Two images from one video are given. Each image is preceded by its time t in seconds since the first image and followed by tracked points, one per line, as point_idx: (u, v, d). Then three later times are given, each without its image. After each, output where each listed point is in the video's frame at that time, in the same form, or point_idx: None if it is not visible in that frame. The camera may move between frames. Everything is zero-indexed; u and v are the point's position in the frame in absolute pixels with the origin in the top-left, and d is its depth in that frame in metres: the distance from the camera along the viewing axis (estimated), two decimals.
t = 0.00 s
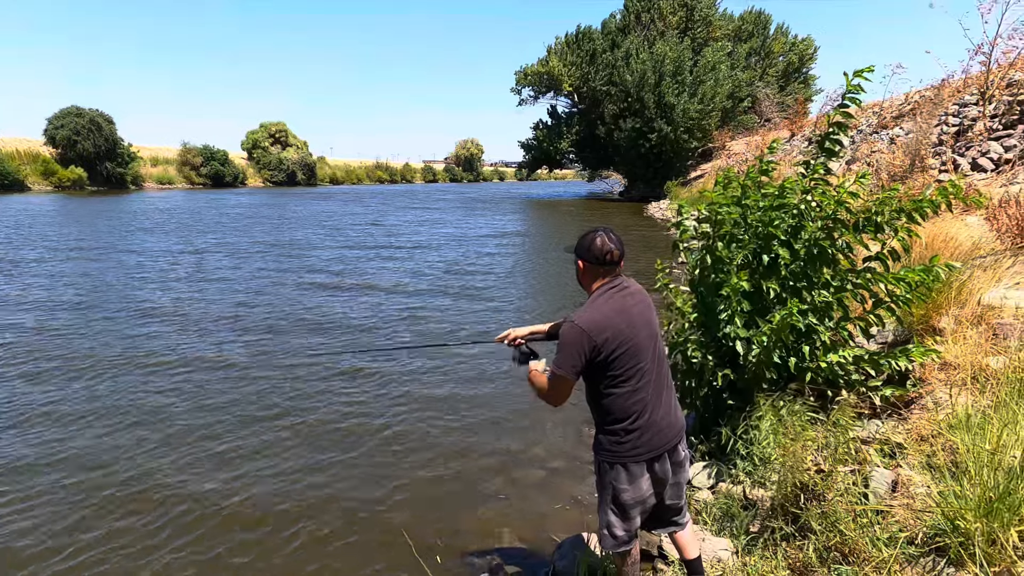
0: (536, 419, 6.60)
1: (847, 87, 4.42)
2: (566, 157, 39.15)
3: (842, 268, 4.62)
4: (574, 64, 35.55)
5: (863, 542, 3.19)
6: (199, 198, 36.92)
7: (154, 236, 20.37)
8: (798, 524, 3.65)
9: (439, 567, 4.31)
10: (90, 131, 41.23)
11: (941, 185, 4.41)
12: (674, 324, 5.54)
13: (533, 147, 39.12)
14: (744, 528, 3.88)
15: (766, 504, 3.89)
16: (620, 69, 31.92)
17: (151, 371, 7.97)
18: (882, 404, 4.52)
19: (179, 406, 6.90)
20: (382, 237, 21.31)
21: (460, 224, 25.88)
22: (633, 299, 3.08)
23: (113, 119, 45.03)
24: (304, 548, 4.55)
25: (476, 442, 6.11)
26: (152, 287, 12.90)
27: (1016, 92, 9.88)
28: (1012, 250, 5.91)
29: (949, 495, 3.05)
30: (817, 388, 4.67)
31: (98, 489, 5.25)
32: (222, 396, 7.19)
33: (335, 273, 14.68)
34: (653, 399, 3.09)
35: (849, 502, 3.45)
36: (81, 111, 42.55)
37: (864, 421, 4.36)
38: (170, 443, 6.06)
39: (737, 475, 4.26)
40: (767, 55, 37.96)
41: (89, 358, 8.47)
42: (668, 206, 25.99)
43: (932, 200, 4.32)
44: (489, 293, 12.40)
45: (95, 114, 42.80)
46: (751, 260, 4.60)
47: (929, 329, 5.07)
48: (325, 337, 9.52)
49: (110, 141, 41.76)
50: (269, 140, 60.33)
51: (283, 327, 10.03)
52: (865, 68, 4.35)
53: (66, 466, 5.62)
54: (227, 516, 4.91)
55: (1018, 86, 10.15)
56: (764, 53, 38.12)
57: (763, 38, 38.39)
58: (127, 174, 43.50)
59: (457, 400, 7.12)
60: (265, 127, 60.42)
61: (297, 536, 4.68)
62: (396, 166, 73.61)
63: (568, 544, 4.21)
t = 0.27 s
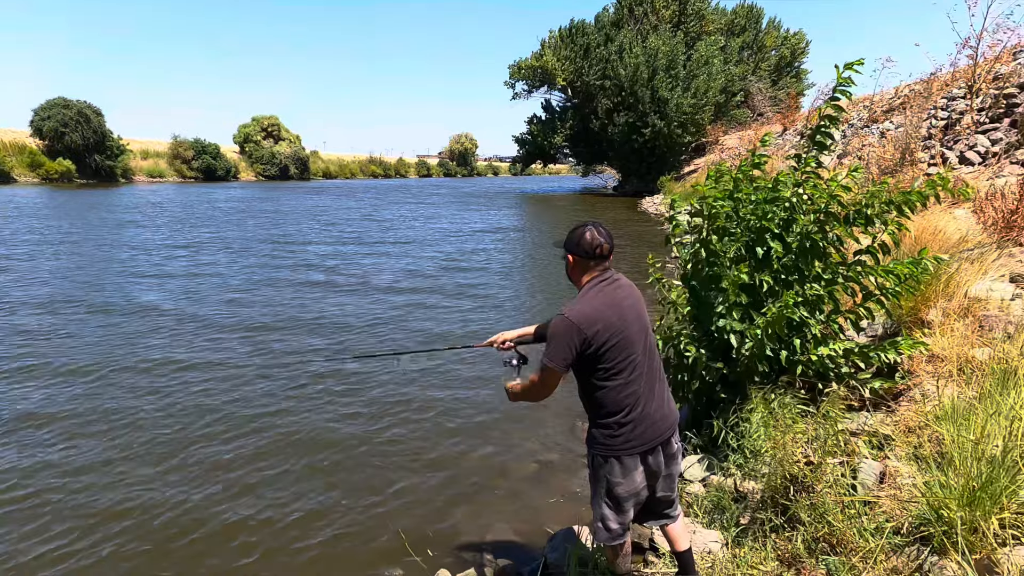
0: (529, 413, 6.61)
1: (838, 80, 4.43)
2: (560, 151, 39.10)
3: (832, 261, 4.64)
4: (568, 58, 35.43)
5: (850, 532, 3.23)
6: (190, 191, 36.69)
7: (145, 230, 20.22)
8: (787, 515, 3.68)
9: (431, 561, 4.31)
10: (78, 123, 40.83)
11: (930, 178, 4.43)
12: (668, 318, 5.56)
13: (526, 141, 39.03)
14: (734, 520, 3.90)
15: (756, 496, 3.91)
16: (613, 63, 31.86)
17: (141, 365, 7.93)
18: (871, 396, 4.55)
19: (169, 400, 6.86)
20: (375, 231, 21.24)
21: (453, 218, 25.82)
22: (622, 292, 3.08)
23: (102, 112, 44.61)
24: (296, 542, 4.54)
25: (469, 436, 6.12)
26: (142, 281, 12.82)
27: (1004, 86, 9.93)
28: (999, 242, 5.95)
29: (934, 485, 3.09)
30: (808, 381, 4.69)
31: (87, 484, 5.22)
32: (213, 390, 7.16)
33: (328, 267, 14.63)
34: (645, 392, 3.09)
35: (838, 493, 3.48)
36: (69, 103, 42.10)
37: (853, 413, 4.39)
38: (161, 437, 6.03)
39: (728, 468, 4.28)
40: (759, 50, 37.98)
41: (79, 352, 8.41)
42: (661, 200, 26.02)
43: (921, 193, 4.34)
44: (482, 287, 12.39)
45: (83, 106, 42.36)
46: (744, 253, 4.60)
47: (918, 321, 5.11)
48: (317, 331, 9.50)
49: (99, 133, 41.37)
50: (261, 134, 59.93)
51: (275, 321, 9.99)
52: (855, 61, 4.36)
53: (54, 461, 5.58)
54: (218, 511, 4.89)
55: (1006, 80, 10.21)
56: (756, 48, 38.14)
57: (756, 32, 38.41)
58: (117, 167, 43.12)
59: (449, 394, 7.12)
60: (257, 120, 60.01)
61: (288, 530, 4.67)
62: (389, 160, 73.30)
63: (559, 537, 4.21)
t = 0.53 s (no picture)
0: (527, 410, 6.61)
1: (835, 77, 4.43)
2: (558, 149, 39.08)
3: (830, 259, 4.64)
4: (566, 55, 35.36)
5: (847, 529, 3.24)
6: (187, 189, 36.61)
7: (141, 227, 20.17)
8: (785, 513, 3.69)
9: (429, 559, 4.32)
10: (74, 121, 40.74)
11: (927, 175, 4.44)
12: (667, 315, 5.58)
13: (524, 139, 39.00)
14: (732, 518, 3.90)
15: (754, 494, 3.92)
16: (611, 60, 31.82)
17: (139, 363, 7.92)
18: (869, 394, 4.56)
19: (166, 398, 6.85)
20: (372, 229, 21.21)
21: (450, 215, 25.80)
22: (619, 289, 3.08)
23: (98, 109, 44.44)
24: (294, 539, 4.55)
25: (467, 434, 6.12)
26: (139, 279, 12.79)
27: (1000, 84, 9.95)
28: (995, 240, 5.97)
29: (930, 483, 3.10)
30: (806, 378, 4.69)
31: (83, 482, 5.21)
32: (211, 388, 7.16)
33: (326, 265, 14.62)
34: (643, 389, 3.10)
35: (835, 490, 3.49)
36: (64, 101, 41.96)
37: (851, 411, 4.40)
38: (159, 435, 6.03)
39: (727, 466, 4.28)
40: (757, 47, 37.98)
41: (76, 350, 8.40)
42: (659, 197, 26.02)
43: (919, 191, 4.35)
44: (480, 285, 12.39)
45: (79, 104, 42.24)
46: (743, 251, 4.62)
47: (915, 319, 5.13)
48: (315, 329, 9.49)
49: (95, 131, 41.29)
50: (258, 131, 59.78)
51: (273, 319, 9.98)
52: (853, 58, 4.36)
53: (50, 459, 5.57)
54: (216, 509, 4.89)
55: (1002, 78, 10.23)
56: (754, 45, 38.13)
57: (754, 30, 38.40)
58: (113, 165, 42.99)
59: (448, 392, 7.13)
60: (254, 117, 59.87)
61: (286, 527, 4.67)
62: (386, 157, 73.18)
63: (557, 534, 4.22)
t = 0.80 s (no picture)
0: (527, 412, 6.63)
1: (835, 80, 4.45)
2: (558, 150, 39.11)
3: (830, 261, 4.64)
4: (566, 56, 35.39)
5: (847, 533, 3.25)
6: (187, 191, 36.64)
7: (142, 229, 20.19)
8: (785, 515, 3.70)
9: (430, 561, 4.33)
10: (75, 123, 40.79)
11: (926, 179, 4.45)
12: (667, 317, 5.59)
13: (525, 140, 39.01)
14: (731, 520, 3.91)
15: (754, 496, 3.92)
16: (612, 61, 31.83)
17: (140, 365, 7.92)
18: (869, 397, 4.56)
19: (166, 400, 6.86)
20: (372, 230, 21.22)
21: (451, 217, 25.81)
22: (619, 292, 3.09)
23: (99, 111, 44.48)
24: (294, 542, 4.55)
25: (467, 435, 6.13)
26: (139, 281, 12.81)
27: (1000, 88, 9.98)
28: (994, 243, 5.98)
29: (930, 486, 3.11)
30: (806, 380, 4.70)
31: (83, 485, 5.21)
32: (212, 389, 7.17)
33: (326, 267, 14.63)
34: (643, 391, 3.11)
35: (834, 493, 3.50)
36: (65, 103, 42.02)
37: (851, 414, 4.41)
38: (160, 436, 6.04)
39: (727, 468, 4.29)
40: (757, 49, 38.02)
41: (76, 352, 8.40)
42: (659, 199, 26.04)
43: (918, 194, 4.36)
44: (480, 287, 12.41)
45: (79, 106, 42.27)
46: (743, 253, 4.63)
47: (914, 322, 5.15)
48: (315, 330, 9.50)
49: (95, 133, 41.33)
50: (258, 132, 59.83)
51: (273, 321, 10.00)
52: (852, 62, 4.37)
53: (51, 461, 5.57)
54: (217, 510, 4.91)
55: (1002, 81, 10.25)
56: (754, 47, 38.18)
57: (754, 32, 38.43)
58: (113, 167, 43.01)
59: (448, 393, 7.14)
60: (254, 119, 59.93)
61: (286, 530, 4.68)
62: (387, 158, 73.23)
63: (557, 535, 4.23)
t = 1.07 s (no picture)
0: (532, 409, 6.63)
1: (842, 77, 4.42)
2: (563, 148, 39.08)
3: (836, 259, 4.61)
4: (571, 54, 35.33)
5: (853, 532, 3.24)
6: (193, 189, 36.77)
7: (148, 227, 20.28)
8: (790, 514, 3.68)
9: (435, 558, 4.34)
10: (81, 121, 40.99)
11: (933, 177, 4.42)
12: (671, 314, 5.58)
13: (529, 138, 38.98)
14: (737, 518, 3.89)
15: (759, 495, 3.91)
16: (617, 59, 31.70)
17: (146, 363, 7.96)
18: (876, 396, 4.53)
19: (172, 398, 6.88)
20: (377, 228, 21.24)
21: (455, 215, 25.83)
22: (625, 290, 3.08)
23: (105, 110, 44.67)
24: (300, 539, 4.56)
25: (472, 433, 6.14)
26: (146, 278, 12.87)
27: (1009, 85, 9.90)
28: (1002, 241, 5.94)
29: (938, 485, 3.09)
30: (812, 379, 4.68)
31: (90, 481, 5.24)
32: (218, 387, 7.20)
33: (331, 265, 14.66)
34: (649, 389, 3.10)
35: (841, 492, 3.49)
36: (72, 102, 42.23)
37: (857, 412, 4.38)
38: (166, 434, 6.07)
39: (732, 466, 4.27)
40: (763, 47, 37.87)
41: (84, 350, 8.45)
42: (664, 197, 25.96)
43: (925, 192, 4.33)
44: (485, 285, 12.41)
45: (86, 105, 42.49)
46: (748, 251, 4.61)
47: (921, 320, 5.12)
48: (321, 328, 9.53)
49: (102, 132, 41.51)
50: (264, 131, 59.94)
51: (279, 319, 10.02)
52: (859, 58, 4.34)
53: (57, 458, 5.59)
54: (222, 508, 4.93)
55: (1011, 78, 10.17)
56: (760, 45, 38.03)
57: (759, 29, 38.24)
58: (120, 165, 43.19)
59: (453, 390, 7.15)
60: (259, 117, 60.08)
61: (292, 527, 4.69)
62: (391, 157, 73.31)
63: (562, 533, 4.22)
